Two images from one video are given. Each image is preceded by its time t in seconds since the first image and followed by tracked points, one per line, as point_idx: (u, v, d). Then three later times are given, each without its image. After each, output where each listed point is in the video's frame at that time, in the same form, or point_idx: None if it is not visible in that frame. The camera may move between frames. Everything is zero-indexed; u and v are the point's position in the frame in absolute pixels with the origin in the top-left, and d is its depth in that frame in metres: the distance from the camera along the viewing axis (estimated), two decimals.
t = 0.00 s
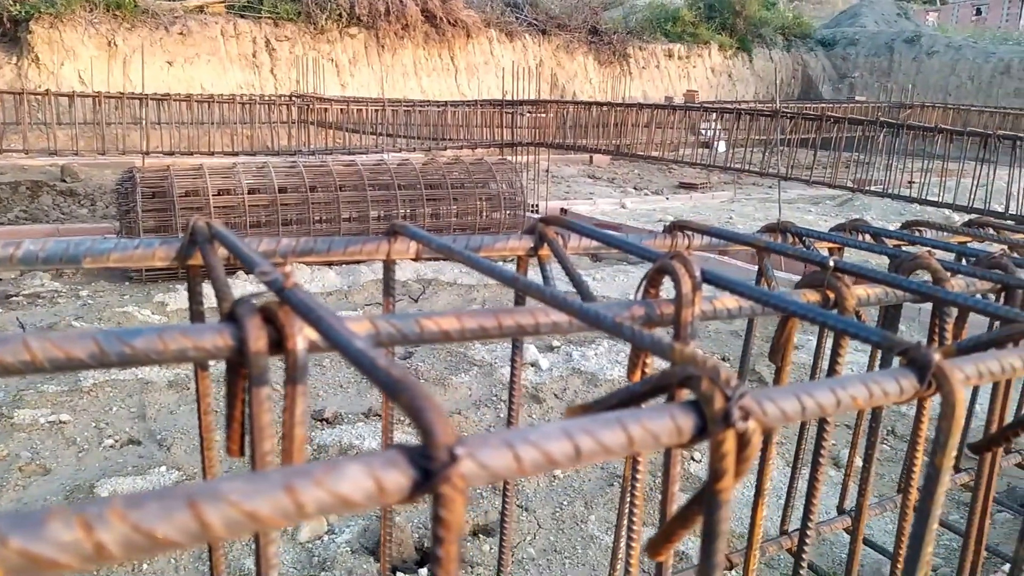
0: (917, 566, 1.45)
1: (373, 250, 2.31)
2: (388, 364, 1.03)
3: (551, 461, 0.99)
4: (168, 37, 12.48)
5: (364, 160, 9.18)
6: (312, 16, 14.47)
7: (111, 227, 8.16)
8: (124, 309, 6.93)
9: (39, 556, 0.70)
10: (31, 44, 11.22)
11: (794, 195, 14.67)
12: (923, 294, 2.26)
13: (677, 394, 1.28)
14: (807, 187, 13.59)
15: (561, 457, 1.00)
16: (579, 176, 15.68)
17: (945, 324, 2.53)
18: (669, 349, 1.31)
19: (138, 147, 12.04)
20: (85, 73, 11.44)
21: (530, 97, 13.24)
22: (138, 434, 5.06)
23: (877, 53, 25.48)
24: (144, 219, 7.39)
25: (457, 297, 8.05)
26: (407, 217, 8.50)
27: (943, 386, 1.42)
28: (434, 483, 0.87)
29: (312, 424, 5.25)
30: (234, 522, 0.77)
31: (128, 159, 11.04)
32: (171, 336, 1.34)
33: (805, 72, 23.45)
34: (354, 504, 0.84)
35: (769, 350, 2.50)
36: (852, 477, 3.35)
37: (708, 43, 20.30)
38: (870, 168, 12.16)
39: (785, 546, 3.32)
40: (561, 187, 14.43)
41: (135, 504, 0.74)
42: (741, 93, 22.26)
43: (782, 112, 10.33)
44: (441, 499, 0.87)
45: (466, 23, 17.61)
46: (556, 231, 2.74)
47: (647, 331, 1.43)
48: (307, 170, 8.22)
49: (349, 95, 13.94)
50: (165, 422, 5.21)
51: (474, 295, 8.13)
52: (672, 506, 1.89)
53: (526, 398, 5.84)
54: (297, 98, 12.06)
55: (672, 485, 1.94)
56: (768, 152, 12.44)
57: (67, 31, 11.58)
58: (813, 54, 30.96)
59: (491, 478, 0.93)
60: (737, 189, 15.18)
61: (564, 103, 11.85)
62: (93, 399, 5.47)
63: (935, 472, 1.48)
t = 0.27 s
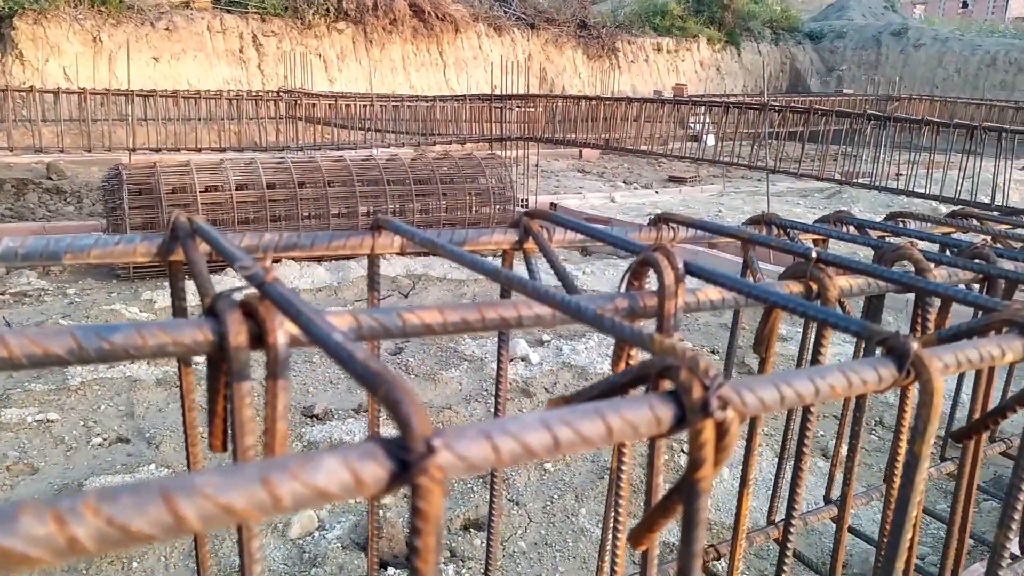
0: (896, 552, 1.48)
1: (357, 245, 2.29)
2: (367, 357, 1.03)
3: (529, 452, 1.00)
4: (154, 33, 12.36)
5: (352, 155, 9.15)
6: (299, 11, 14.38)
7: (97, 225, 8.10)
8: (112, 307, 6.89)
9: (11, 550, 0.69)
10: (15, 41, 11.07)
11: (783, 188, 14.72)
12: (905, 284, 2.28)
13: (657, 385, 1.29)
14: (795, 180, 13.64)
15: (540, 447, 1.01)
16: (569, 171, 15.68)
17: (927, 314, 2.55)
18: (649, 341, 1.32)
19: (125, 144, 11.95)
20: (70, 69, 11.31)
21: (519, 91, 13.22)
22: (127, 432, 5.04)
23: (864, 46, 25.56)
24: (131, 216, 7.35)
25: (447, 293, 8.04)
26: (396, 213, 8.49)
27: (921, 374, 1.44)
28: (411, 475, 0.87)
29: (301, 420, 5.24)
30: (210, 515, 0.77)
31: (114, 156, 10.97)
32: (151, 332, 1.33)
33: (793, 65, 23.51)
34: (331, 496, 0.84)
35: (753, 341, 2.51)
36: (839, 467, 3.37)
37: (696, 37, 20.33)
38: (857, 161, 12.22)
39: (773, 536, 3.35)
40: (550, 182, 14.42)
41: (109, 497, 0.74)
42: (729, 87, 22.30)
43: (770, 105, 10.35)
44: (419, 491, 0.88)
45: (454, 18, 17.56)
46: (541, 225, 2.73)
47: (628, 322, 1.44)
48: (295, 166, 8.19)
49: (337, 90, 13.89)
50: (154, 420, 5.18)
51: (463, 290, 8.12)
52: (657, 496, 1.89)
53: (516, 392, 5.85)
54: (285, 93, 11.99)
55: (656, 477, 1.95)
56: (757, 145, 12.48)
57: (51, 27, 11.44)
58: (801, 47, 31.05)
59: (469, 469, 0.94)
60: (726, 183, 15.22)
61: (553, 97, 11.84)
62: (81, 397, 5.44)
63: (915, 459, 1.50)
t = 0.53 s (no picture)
0: (870, 541, 1.52)
1: (336, 242, 2.29)
2: (339, 353, 1.03)
3: (503, 446, 1.00)
4: (133, 30, 12.23)
5: (335, 153, 9.13)
6: (281, 8, 14.29)
7: (77, 224, 8.03)
8: (92, 307, 6.83)
9: None
10: None
11: (765, 184, 14.81)
12: (880, 278, 2.31)
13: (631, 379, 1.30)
14: (777, 176, 13.73)
15: (513, 442, 1.01)
16: (552, 168, 15.70)
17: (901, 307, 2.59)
18: (623, 335, 1.33)
19: (104, 143, 11.83)
20: (48, 67, 11.15)
21: (502, 89, 13.23)
22: (108, 433, 5.00)
23: (845, 43, 25.75)
24: (111, 216, 7.29)
25: (431, 290, 8.03)
26: (379, 211, 8.47)
27: (892, 366, 1.46)
28: (383, 470, 0.87)
29: (284, 419, 5.22)
30: (179, 510, 0.77)
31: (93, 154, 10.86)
32: (123, 330, 1.33)
33: (775, 62, 23.66)
34: (301, 491, 0.84)
35: (731, 336, 2.53)
36: (818, 460, 3.41)
37: (679, 35, 20.41)
38: (837, 157, 12.31)
39: (754, 529, 3.38)
40: (534, 179, 14.45)
41: (76, 494, 0.74)
42: (712, 84, 22.42)
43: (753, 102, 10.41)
44: (390, 485, 0.88)
45: (437, 15, 17.53)
46: (520, 222, 2.73)
47: (602, 317, 1.45)
48: (277, 164, 8.15)
49: (320, 88, 13.83)
50: (135, 421, 5.15)
51: (448, 288, 8.12)
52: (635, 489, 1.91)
53: (500, 389, 5.86)
54: (267, 91, 11.92)
55: (636, 470, 1.96)
56: (739, 142, 12.55)
57: (28, 24, 11.28)
58: (783, 44, 31.24)
59: (440, 463, 0.94)
60: (709, 179, 15.29)
61: (536, 95, 11.85)
62: (61, 398, 5.39)
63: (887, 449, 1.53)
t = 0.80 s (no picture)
0: (845, 537, 1.54)
1: (315, 241, 2.27)
2: (310, 352, 1.03)
3: (474, 445, 1.01)
4: (117, 27, 12.10)
5: (321, 150, 9.09)
6: (266, 4, 14.20)
7: (59, 222, 7.96)
8: (74, 306, 6.77)
9: None
10: None
11: (751, 182, 14.89)
12: (856, 276, 2.33)
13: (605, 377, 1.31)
14: (762, 174, 13.80)
15: (485, 441, 1.01)
16: (539, 166, 15.71)
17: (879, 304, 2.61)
18: (597, 333, 1.33)
19: (87, 140, 11.72)
20: (30, 63, 11.02)
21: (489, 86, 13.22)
22: (90, 433, 4.96)
23: (829, 41, 25.92)
24: (93, 214, 7.24)
25: (417, 288, 8.02)
26: (365, 209, 8.45)
27: (865, 363, 1.47)
28: (352, 470, 0.87)
29: (268, 418, 5.20)
30: (144, 513, 0.77)
31: (76, 152, 10.75)
32: (95, 330, 1.33)
33: (761, 61, 23.78)
34: (269, 492, 0.84)
35: (711, 334, 2.55)
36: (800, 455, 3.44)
37: (665, 33, 20.46)
38: (822, 155, 12.39)
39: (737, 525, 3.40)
40: (521, 177, 14.45)
41: (40, 496, 0.74)
42: (698, 82, 22.49)
43: (738, 101, 10.45)
44: (359, 485, 0.88)
45: (423, 12, 17.49)
46: (501, 220, 2.73)
47: (577, 316, 1.45)
48: (262, 161, 8.11)
49: (305, 85, 13.77)
50: (118, 421, 5.11)
51: (434, 286, 8.11)
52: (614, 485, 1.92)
53: (486, 388, 5.86)
54: (252, 88, 11.86)
55: (615, 468, 1.97)
56: (724, 140, 12.60)
57: (10, 20, 11.14)
58: (768, 43, 31.40)
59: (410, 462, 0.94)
60: (695, 177, 15.35)
61: (523, 93, 11.85)
62: (43, 398, 5.34)
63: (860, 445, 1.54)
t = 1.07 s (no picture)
0: (813, 527, 1.56)
1: (289, 238, 2.26)
2: (276, 349, 1.03)
3: (442, 441, 1.01)
4: (93, 22, 11.94)
5: (301, 147, 9.04)
6: None
7: (35, 220, 7.86)
8: (51, 304, 6.69)
9: None
10: None
11: (731, 178, 14.99)
12: (828, 272, 2.36)
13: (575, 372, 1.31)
14: (743, 171, 13.89)
15: (453, 436, 1.02)
16: (521, 163, 15.72)
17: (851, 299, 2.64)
18: (567, 330, 1.34)
19: (64, 137, 11.57)
20: (5, 59, 10.86)
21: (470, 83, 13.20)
22: (68, 433, 4.91)
23: (809, 38, 26.11)
24: (70, 211, 7.16)
25: (399, 285, 8.01)
26: (346, 206, 8.42)
27: (833, 358, 1.49)
28: (317, 467, 0.87)
29: (248, 417, 5.17)
30: (105, 511, 0.77)
31: (52, 148, 10.61)
32: (61, 329, 1.32)
33: (741, 58, 23.91)
34: (233, 490, 0.84)
35: (686, 329, 2.57)
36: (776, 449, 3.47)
37: (646, 29, 20.52)
38: (801, 152, 12.48)
39: (717, 518, 3.42)
40: (504, 173, 14.46)
41: None
42: (679, 79, 22.59)
43: (719, 97, 10.51)
44: (324, 481, 0.88)
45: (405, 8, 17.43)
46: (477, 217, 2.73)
47: (548, 312, 1.46)
48: (242, 158, 8.05)
49: (285, 81, 13.69)
50: (96, 420, 5.06)
51: (416, 283, 8.10)
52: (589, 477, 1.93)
53: (467, 385, 5.87)
54: (232, 84, 11.77)
55: (589, 464, 1.98)
56: (705, 136, 12.67)
57: None
58: (749, 40, 31.58)
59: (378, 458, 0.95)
60: (677, 174, 15.43)
61: (505, 89, 11.84)
62: (19, 398, 5.28)
63: (828, 440, 1.57)
